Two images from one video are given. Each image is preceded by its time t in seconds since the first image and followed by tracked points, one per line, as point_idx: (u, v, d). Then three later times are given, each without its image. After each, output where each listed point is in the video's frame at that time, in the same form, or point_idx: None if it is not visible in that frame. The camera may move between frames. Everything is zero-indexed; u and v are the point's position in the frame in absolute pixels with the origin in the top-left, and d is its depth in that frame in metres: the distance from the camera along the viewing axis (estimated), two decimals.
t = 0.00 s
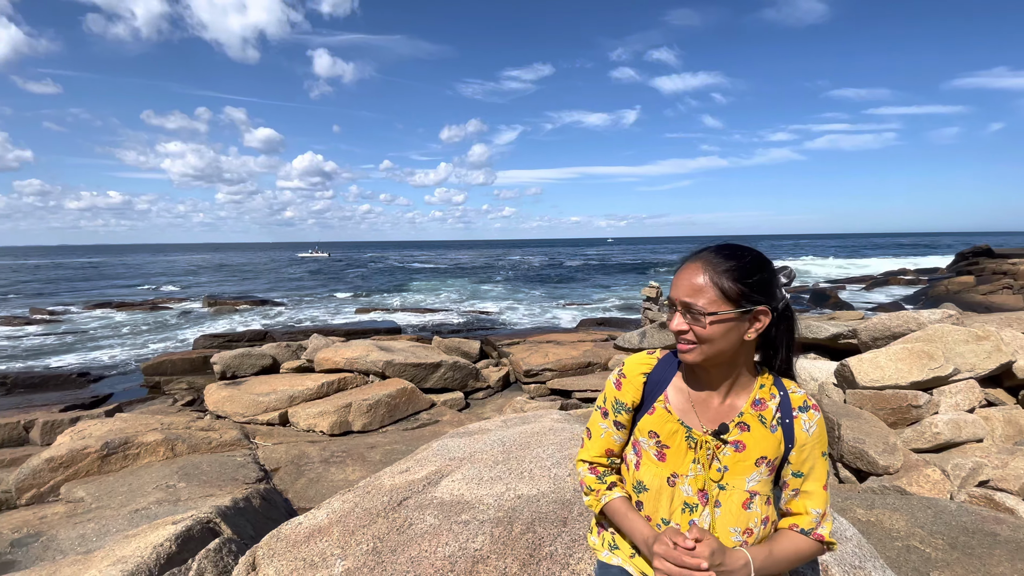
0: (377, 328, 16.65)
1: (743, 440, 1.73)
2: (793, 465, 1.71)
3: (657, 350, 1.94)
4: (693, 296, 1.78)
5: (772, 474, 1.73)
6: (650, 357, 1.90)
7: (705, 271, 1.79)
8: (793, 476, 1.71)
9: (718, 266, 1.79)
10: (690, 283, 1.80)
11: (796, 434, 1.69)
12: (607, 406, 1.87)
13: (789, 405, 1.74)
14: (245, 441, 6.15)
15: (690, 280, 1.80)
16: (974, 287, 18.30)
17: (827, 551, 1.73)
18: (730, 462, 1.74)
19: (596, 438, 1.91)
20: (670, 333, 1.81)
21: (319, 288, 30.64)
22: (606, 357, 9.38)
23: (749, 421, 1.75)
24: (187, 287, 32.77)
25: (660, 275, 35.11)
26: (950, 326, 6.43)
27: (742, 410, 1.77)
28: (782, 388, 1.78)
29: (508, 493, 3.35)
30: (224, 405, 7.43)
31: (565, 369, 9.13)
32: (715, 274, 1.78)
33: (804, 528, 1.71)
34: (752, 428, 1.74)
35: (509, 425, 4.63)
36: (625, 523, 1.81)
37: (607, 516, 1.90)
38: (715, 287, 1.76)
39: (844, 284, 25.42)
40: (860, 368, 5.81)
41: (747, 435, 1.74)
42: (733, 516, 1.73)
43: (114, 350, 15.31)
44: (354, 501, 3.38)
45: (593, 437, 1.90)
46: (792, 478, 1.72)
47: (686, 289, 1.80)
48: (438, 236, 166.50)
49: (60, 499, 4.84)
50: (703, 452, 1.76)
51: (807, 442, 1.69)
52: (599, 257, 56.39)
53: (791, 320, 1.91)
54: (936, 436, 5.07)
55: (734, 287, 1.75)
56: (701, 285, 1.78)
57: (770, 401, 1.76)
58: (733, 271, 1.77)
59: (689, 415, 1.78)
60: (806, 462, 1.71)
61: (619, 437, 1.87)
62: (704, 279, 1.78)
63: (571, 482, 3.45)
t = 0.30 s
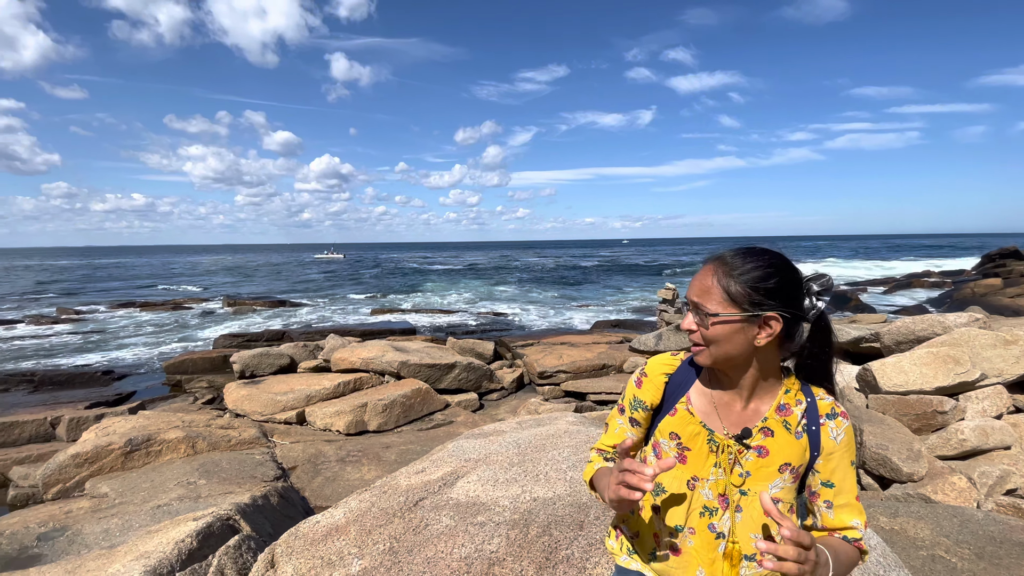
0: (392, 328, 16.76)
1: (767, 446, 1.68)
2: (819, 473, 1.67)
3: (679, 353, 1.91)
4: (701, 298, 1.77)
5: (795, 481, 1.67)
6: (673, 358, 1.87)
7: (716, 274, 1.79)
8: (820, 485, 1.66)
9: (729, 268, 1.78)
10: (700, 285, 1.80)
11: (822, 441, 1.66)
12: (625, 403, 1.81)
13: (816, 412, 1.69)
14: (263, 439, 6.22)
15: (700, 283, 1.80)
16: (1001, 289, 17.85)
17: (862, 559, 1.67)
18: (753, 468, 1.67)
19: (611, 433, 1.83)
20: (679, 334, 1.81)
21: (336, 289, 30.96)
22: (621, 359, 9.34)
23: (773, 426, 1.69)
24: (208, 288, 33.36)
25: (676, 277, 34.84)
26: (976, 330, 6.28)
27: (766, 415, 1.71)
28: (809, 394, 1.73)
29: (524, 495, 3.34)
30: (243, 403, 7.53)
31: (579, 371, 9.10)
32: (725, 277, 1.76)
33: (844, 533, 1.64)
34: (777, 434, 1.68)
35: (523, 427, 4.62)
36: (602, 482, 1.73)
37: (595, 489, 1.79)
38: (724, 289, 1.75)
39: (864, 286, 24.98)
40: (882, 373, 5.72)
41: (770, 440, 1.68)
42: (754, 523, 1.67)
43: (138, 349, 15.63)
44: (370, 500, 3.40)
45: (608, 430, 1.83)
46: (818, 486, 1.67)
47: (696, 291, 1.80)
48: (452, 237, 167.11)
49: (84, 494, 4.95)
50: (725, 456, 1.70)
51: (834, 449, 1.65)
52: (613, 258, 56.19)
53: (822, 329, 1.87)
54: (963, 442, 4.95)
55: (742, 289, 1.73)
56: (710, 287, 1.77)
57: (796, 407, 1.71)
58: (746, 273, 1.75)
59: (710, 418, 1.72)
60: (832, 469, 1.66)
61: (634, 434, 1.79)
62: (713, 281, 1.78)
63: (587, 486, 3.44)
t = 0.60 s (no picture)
0: (405, 328, 16.84)
1: (786, 452, 1.63)
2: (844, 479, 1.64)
3: (692, 358, 1.83)
4: (788, 304, 1.61)
5: (816, 487, 1.65)
6: (686, 364, 1.79)
7: (793, 279, 1.64)
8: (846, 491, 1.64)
9: (802, 273, 1.66)
10: (781, 289, 1.63)
11: (844, 445, 1.61)
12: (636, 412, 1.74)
13: (835, 415, 1.65)
14: (278, 437, 6.28)
15: (782, 288, 1.62)
16: None
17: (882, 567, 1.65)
18: (773, 475, 1.64)
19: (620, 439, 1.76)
20: (760, 344, 1.60)
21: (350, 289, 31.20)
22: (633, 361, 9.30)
23: (792, 432, 1.65)
24: (225, 287, 33.82)
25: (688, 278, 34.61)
26: (1001, 335, 6.15)
27: (786, 421, 1.66)
28: (827, 395, 1.68)
29: (537, 497, 3.34)
30: (258, 402, 7.61)
31: (592, 372, 9.07)
32: (804, 283, 1.65)
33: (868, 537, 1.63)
34: (797, 440, 1.64)
35: (536, 428, 4.61)
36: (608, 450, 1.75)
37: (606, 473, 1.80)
38: (806, 297, 1.63)
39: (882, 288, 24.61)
40: (902, 377, 5.58)
41: (789, 446, 1.64)
42: (777, 531, 1.64)
43: (156, 347, 15.89)
44: (384, 500, 3.41)
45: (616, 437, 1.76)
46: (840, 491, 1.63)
47: (778, 296, 1.62)
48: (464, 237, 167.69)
49: (105, 489, 5.04)
50: (744, 463, 1.65)
51: (854, 453, 1.62)
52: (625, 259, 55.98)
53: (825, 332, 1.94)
54: (986, 449, 4.87)
55: (820, 297, 1.66)
56: (795, 293, 1.62)
57: (815, 412, 1.66)
58: (814, 281, 1.68)
59: (728, 425, 1.67)
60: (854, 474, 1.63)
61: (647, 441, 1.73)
62: (794, 286, 1.63)
63: (601, 489, 3.43)
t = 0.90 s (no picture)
0: (416, 328, 16.90)
1: (808, 456, 1.61)
2: (866, 484, 1.61)
3: (711, 359, 1.80)
4: (819, 305, 1.59)
5: (839, 492, 1.62)
6: (706, 366, 1.76)
7: (821, 280, 1.62)
8: (868, 495, 1.61)
9: (827, 274, 1.65)
10: (810, 290, 1.60)
11: (867, 450, 1.59)
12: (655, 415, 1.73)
13: (858, 420, 1.62)
14: (292, 435, 6.34)
15: (812, 288, 1.60)
16: None
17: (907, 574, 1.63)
18: (794, 479, 1.61)
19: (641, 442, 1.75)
20: (796, 347, 1.56)
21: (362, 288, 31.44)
22: (645, 363, 9.27)
23: (814, 436, 1.63)
24: (240, 286, 34.28)
25: (700, 279, 34.36)
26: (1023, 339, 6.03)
27: (807, 425, 1.64)
28: (850, 400, 1.66)
29: (551, 499, 3.33)
30: (272, 400, 7.69)
31: (603, 374, 9.05)
32: (830, 283, 1.64)
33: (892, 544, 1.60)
34: (818, 444, 1.62)
35: (548, 429, 4.61)
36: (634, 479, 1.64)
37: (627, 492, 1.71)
38: (835, 297, 1.62)
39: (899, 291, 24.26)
40: (923, 381, 5.53)
41: (811, 450, 1.62)
42: (797, 536, 1.61)
43: (173, 345, 16.14)
44: (398, 499, 3.43)
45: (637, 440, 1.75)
46: (864, 497, 1.62)
47: (808, 297, 1.59)
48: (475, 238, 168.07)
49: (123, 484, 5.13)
50: (764, 467, 1.63)
51: (879, 459, 1.59)
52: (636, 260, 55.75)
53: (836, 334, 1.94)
54: (1009, 455, 4.76)
55: (846, 297, 1.65)
56: (824, 294, 1.60)
57: (839, 416, 1.63)
58: (838, 281, 1.67)
59: (747, 428, 1.66)
60: (877, 480, 1.61)
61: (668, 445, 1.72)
62: (823, 287, 1.61)
63: (615, 491, 3.42)
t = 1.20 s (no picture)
0: (428, 327, 16.96)
1: (829, 460, 1.60)
2: (887, 489, 1.59)
3: (731, 360, 1.79)
4: (843, 305, 1.57)
5: (861, 497, 1.60)
6: (726, 367, 1.75)
7: (843, 280, 1.61)
8: (889, 500, 1.59)
9: (848, 273, 1.63)
10: (833, 289, 1.58)
11: (891, 455, 1.57)
12: (677, 416, 1.74)
13: (882, 425, 1.60)
14: (306, 432, 6.40)
15: (835, 288, 1.58)
16: None
17: None
18: (815, 483, 1.59)
19: (663, 448, 1.77)
20: (821, 347, 1.54)
21: (374, 287, 31.65)
22: (657, 364, 9.23)
23: (836, 439, 1.61)
24: (255, 284, 34.65)
25: (713, 279, 34.08)
26: None
27: (829, 429, 1.63)
28: (873, 404, 1.64)
29: (564, 499, 3.33)
30: (287, 397, 7.77)
31: (615, 375, 9.02)
32: (852, 282, 1.62)
33: (917, 550, 1.59)
34: (841, 448, 1.60)
35: (561, 430, 4.61)
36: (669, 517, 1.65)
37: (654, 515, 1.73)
38: (859, 296, 1.59)
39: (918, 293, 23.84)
40: (943, 386, 5.41)
41: (833, 453, 1.60)
42: (816, 541, 1.58)
43: (190, 342, 16.38)
44: (411, 497, 3.45)
45: (659, 446, 1.77)
46: (886, 503, 1.60)
47: (831, 297, 1.57)
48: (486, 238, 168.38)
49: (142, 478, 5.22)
50: (785, 470, 1.62)
51: (902, 464, 1.57)
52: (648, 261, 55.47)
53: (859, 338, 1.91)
54: None
55: (869, 296, 1.62)
56: (847, 294, 1.58)
57: (861, 420, 1.62)
58: (860, 280, 1.65)
59: (767, 431, 1.64)
60: (900, 486, 1.59)
61: (690, 450, 1.74)
62: (845, 287, 1.59)
63: (629, 493, 3.40)
